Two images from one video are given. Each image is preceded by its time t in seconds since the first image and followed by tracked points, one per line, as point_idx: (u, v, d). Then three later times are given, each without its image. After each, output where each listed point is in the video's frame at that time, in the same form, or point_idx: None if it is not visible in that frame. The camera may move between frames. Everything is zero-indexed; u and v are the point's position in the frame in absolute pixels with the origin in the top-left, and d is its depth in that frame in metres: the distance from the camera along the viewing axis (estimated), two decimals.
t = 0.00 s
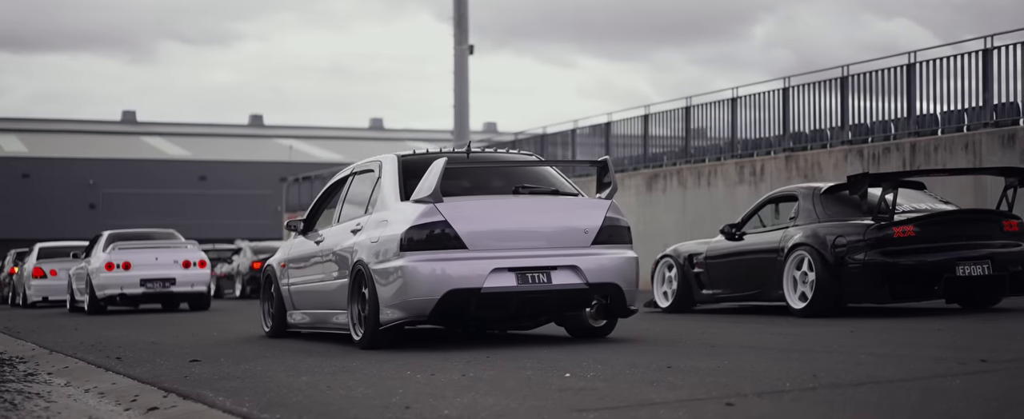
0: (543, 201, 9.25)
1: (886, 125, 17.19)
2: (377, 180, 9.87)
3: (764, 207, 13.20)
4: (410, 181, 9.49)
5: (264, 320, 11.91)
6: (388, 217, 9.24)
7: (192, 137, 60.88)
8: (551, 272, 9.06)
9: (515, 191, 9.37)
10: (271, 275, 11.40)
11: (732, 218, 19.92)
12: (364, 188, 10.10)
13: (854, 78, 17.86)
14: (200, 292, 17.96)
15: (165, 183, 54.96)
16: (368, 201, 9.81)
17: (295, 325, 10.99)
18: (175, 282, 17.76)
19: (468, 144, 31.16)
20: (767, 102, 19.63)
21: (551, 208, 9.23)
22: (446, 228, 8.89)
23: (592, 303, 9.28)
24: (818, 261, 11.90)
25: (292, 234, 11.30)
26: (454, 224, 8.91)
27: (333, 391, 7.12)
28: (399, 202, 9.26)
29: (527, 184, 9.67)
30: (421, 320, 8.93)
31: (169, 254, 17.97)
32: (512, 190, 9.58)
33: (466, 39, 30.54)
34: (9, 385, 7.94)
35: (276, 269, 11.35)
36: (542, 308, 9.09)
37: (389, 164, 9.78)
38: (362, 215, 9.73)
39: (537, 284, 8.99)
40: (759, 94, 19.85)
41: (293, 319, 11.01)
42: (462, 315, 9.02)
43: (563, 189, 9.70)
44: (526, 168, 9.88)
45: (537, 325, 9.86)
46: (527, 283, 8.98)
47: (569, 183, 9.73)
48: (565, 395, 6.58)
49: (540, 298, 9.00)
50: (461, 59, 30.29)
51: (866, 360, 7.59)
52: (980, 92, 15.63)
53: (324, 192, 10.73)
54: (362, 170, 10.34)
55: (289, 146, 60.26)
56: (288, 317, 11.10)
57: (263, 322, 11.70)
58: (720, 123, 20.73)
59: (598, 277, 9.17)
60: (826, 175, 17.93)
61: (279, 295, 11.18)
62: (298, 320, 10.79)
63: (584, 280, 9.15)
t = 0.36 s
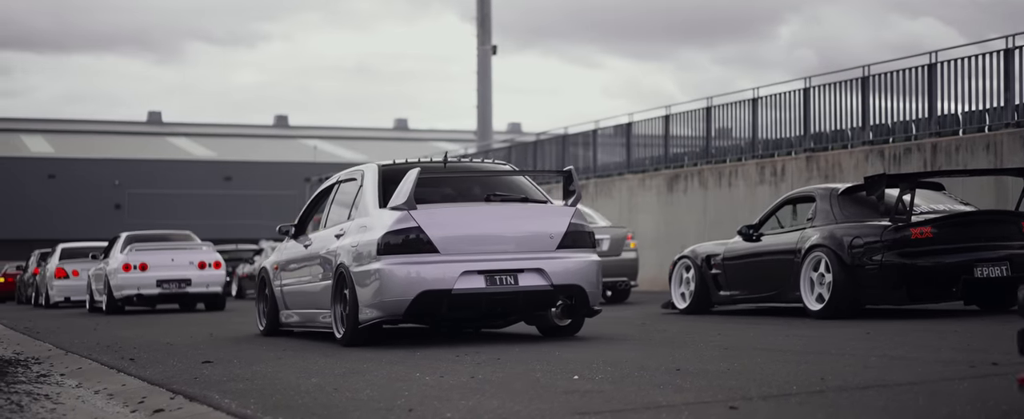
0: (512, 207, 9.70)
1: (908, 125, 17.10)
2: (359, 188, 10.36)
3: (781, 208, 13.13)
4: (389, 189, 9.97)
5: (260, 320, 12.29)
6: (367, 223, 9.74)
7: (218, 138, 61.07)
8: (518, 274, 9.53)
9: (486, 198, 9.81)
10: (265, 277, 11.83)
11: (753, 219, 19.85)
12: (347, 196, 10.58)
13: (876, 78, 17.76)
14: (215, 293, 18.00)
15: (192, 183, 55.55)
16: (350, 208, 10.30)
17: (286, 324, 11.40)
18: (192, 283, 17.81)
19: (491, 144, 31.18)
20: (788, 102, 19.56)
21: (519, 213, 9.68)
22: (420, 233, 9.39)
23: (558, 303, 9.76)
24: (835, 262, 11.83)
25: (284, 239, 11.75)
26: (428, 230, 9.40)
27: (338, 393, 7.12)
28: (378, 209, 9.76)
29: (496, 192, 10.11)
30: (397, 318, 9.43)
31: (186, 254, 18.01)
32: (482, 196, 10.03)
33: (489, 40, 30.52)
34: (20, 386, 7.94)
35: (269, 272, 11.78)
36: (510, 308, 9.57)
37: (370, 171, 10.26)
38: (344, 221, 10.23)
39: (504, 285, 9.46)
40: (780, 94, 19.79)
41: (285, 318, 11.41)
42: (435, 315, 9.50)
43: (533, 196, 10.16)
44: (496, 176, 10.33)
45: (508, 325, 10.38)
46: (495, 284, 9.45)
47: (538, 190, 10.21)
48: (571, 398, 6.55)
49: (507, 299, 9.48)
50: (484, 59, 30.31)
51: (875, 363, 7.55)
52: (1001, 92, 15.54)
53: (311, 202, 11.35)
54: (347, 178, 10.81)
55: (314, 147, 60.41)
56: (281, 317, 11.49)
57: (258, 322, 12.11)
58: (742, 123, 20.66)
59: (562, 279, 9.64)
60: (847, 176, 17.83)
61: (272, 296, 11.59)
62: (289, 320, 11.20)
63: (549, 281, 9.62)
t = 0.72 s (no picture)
0: (486, 211, 10.15)
1: (927, 125, 17.02)
2: (346, 193, 10.80)
3: (797, 207, 13.09)
4: (372, 195, 10.42)
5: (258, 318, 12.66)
6: (351, 227, 10.18)
7: (243, 137, 61.25)
8: (491, 274, 9.96)
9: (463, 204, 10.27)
10: (260, 277, 12.22)
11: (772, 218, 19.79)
12: (335, 201, 11.01)
13: (896, 77, 17.67)
14: (231, 292, 18.04)
15: (217, 183, 55.77)
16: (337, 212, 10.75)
17: (282, 321, 11.78)
18: (208, 281, 17.86)
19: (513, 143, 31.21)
20: (807, 101, 19.52)
21: (492, 217, 10.13)
22: (399, 237, 9.82)
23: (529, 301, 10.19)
24: (850, 261, 11.77)
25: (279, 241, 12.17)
26: (406, 233, 9.84)
27: (342, 392, 7.13)
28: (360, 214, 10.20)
29: (472, 197, 10.57)
30: (378, 316, 9.86)
31: (203, 254, 18.07)
32: (459, 202, 10.48)
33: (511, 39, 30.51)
34: (29, 384, 7.95)
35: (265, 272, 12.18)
36: (483, 306, 10.01)
37: (355, 178, 10.74)
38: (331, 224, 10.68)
39: (478, 285, 9.90)
40: (800, 93, 19.74)
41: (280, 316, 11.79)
42: (412, 313, 9.94)
43: (508, 202, 10.61)
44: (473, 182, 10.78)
45: (485, 321, 10.85)
46: (469, 284, 9.88)
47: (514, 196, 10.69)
48: (574, 398, 6.53)
49: (479, 298, 9.92)
50: (506, 59, 30.32)
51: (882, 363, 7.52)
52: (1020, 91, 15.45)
53: (304, 205, 11.81)
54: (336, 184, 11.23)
55: (338, 146, 60.56)
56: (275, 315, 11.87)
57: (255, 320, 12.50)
58: (762, 122, 20.60)
59: (533, 279, 10.07)
60: (866, 175, 17.75)
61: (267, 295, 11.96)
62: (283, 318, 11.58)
63: (521, 281, 10.05)
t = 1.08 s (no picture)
0: (466, 216, 10.61)
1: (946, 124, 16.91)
2: (337, 198, 11.23)
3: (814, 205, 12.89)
4: (360, 199, 10.85)
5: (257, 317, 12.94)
6: (340, 230, 10.62)
7: (267, 137, 61.42)
8: (470, 275, 10.43)
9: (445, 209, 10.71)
10: (258, 278, 12.54)
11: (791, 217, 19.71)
12: (326, 205, 11.42)
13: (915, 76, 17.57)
14: (247, 291, 18.07)
15: (240, 182, 55.95)
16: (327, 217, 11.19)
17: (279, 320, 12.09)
18: (224, 281, 17.93)
19: (534, 141, 31.22)
20: (826, 100, 19.44)
21: (471, 222, 10.58)
22: (384, 240, 10.27)
23: (507, 301, 10.66)
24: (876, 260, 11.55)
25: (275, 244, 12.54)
26: (390, 237, 10.30)
27: (347, 393, 7.13)
28: (348, 218, 10.66)
29: (454, 202, 11.01)
30: (363, 315, 10.32)
31: (221, 253, 18.13)
32: (441, 206, 10.91)
33: (533, 38, 30.48)
34: (38, 384, 7.97)
35: (262, 273, 12.51)
36: (463, 305, 10.48)
37: (345, 183, 11.18)
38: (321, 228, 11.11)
39: (458, 285, 10.37)
40: (820, 92, 19.66)
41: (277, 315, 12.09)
42: (396, 312, 10.40)
43: (489, 206, 11.05)
44: (455, 186, 11.22)
45: (463, 320, 11.34)
46: (448, 284, 10.34)
47: (498, 199, 11.20)
48: (579, 398, 6.51)
49: (460, 297, 10.39)
50: (527, 58, 30.33)
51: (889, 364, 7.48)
52: None
53: (300, 208, 12.15)
54: (328, 189, 11.63)
55: (362, 146, 60.67)
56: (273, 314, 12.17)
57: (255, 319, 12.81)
58: (781, 121, 20.53)
59: (510, 280, 10.53)
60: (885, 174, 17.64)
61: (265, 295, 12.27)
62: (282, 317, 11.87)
63: (498, 282, 10.51)
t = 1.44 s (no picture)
0: (450, 221, 11.24)
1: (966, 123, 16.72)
2: (331, 203, 11.79)
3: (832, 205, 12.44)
4: (352, 204, 11.46)
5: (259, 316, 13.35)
6: (333, 233, 11.22)
7: (290, 137, 61.56)
8: (454, 276, 11.06)
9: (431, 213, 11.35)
10: (259, 278, 13.00)
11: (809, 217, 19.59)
12: (321, 210, 11.99)
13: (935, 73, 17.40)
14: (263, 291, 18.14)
15: (262, 182, 56.07)
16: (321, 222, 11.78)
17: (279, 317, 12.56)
18: (240, 281, 18.00)
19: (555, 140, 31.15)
20: (844, 99, 19.32)
21: (456, 226, 11.21)
22: (373, 242, 10.90)
23: (489, 300, 11.28)
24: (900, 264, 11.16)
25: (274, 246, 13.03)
26: (379, 239, 10.93)
27: (350, 393, 7.12)
28: (340, 222, 11.26)
29: (441, 206, 11.65)
30: (353, 313, 10.92)
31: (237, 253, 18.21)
32: (429, 210, 11.56)
33: (553, 38, 30.46)
34: (45, 383, 7.97)
35: (262, 273, 12.99)
36: (446, 304, 11.12)
37: (338, 189, 11.77)
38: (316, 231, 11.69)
39: (442, 285, 11.00)
40: (838, 91, 19.54)
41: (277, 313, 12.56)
42: (384, 310, 11.03)
43: (473, 211, 11.68)
44: (442, 192, 11.84)
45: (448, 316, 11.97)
46: (434, 284, 10.98)
47: (484, 204, 11.82)
48: (584, 398, 6.46)
49: (443, 296, 11.03)
50: (548, 58, 30.31)
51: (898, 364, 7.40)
52: None
53: (298, 211, 12.66)
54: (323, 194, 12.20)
55: (383, 145, 60.75)
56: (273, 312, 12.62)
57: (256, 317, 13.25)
58: (800, 121, 20.42)
59: (491, 280, 11.17)
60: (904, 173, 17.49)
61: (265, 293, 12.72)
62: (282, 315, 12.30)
63: (480, 282, 11.15)
